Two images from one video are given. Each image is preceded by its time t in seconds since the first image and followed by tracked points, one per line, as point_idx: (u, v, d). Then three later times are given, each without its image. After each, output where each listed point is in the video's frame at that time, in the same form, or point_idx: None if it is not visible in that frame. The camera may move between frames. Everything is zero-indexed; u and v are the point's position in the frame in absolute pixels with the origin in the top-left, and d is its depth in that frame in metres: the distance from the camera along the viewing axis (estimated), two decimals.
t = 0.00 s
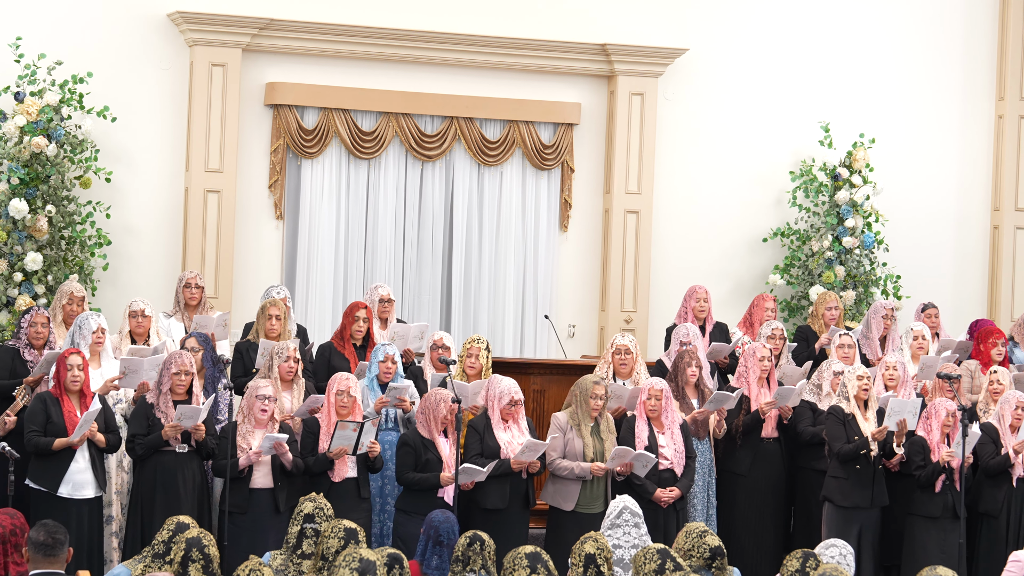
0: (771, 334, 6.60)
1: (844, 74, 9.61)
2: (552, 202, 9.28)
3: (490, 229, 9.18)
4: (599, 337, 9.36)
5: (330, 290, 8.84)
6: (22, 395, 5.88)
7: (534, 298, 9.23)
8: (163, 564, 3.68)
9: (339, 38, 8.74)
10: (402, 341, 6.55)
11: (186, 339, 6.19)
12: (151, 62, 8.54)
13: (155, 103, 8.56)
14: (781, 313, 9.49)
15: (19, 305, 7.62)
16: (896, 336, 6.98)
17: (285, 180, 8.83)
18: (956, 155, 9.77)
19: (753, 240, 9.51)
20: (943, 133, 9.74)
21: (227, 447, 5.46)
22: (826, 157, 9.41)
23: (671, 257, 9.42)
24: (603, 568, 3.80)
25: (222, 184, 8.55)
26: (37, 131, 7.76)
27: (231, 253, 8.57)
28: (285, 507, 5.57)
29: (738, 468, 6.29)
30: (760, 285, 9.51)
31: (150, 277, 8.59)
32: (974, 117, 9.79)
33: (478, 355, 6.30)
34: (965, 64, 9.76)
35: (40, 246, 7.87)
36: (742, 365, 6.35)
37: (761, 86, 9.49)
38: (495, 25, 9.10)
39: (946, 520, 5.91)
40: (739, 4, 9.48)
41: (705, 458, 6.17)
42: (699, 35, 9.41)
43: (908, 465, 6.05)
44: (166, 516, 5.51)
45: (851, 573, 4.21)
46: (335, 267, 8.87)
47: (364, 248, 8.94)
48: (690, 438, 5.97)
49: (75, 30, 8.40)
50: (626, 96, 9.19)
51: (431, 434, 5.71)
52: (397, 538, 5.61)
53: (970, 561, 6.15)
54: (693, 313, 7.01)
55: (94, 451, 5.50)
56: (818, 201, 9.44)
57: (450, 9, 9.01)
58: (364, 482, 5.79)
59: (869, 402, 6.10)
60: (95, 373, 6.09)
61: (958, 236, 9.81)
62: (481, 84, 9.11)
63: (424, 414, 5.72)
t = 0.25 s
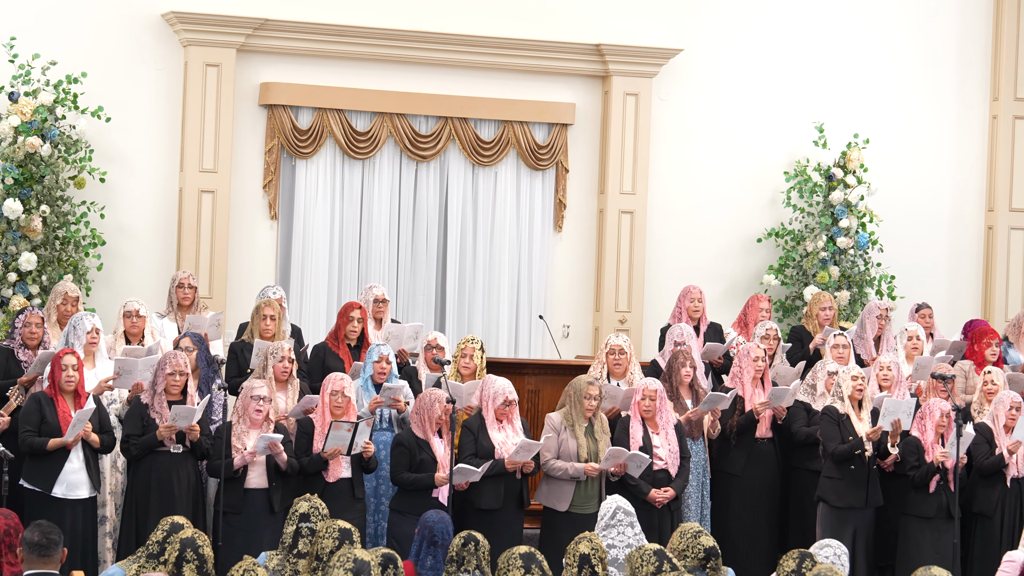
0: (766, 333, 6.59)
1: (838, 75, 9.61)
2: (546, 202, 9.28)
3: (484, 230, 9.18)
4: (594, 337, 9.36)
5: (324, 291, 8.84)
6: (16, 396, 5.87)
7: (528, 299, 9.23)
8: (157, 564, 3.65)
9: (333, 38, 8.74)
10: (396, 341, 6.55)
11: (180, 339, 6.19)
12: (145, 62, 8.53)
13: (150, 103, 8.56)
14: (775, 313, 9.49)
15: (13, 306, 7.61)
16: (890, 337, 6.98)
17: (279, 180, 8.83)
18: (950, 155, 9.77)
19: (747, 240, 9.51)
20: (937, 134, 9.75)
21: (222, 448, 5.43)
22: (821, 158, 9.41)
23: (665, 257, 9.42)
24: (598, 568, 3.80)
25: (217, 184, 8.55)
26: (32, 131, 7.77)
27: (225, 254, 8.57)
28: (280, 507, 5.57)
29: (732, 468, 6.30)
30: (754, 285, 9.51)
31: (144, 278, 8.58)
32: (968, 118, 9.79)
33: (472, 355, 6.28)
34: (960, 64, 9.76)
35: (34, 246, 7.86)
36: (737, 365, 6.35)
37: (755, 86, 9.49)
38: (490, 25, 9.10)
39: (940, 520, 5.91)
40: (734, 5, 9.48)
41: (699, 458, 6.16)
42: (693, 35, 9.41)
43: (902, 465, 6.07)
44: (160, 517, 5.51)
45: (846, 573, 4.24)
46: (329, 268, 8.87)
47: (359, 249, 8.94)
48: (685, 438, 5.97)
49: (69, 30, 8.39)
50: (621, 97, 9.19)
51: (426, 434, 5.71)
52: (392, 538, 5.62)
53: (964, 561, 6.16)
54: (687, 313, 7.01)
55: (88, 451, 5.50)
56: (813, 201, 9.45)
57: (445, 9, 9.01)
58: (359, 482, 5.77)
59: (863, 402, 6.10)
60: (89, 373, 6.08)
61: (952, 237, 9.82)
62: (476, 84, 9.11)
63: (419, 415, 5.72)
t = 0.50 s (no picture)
0: (759, 334, 6.62)
1: (833, 75, 9.61)
2: (541, 202, 9.28)
3: (478, 231, 9.18)
4: (588, 337, 9.36)
5: (319, 291, 8.83)
6: (11, 397, 5.87)
7: (522, 299, 9.23)
8: (151, 565, 3.66)
9: (327, 38, 8.74)
10: (391, 342, 6.55)
11: (174, 340, 6.19)
12: (139, 63, 8.53)
13: (144, 103, 8.56)
14: (770, 314, 9.49)
15: (7, 306, 7.60)
16: (884, 337, 6.98)
17: (274, 180, 8.83)
18: (945, 155, 9.78)
19: (742, 241, 9.52)
20: (932, 134, 9.75)
21: (216, 448, 5.43)
22: (815, 158, 9.41)
23: (659, 258, 9.43)
24: (592, 568, 3.80)
25: (211, 185, 8.55)
26: (26, 131, 7.77)
27: (219, 254, 8.57)
28: (275, 508, 5.57)
29: (726, 468, 6.28)
30: (749, 285, 9.51)
31: (138, 278, 8.58)
32: (962, 118, 9.80)
33: (466, 356, 6.29)
34: (954, 64, 9.76)
35: (28, 247, 7.85)
36: (731, 365, 6.36)
37: (749, 87, 9.49)
38: (485, 25, 9.10)
39: (934, 520, 5.91)
40: (728, 5, 9.48)
41: (694, 458, 6.18)
42: (688, 36, 9.42)
43: (897, 465, 6.06)
44: (155, 517, 5.51)
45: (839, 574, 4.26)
46: (324, 268, 8.86)
47: (353, 250, 8.94)
48: (679, 439, 5.97)
49: (63, 30, 8.39)
50: (615, 97, 9.19)
51: (421, 435, 5.70)
52: (386, 538, 5.61)
53: (958, 561, 6.16)
54: (681, 313, 7.01)
55: (83, 452, 5.50)
56: (807, 201, 9.45)
57: (439, 9, 9.02)
58: (353, 483, 5.78)
59: (858, 402, 6.09)
60: (83, 373, 6.08)
61: (946, 237, 9.82)
62: (470, 85, 9.11)
63: (413, 415, 5.71)
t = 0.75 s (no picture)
0: (753, 334, 6.60)
1: (827, 76, 9.61)
2: (535, 202, 9.28)
3: (473, 231, 9.18)
4: (582, 338, 9.37)
5: (313, 292, 8.84)
6: (5, 397, 5.87)
7: (517, 300, 9.23)
8: (145, 565, 3.67)
9: (321, 39, 8.74)
10: (385, 342, 6.55)
11: (169, 340, 6.19)
12: (134, 63, 8.53)
13: (138, 104, 8.56)
14: (764, 314, 9.50)
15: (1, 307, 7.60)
16: (879, 337, 6.98)
17: (268, 181, 8.83)
18: (939, 156, 9.78)
19: (736, 241, 9.52)
20: (926, 134, 9.76)
21: (210, 449, 5.43)
22: (809, 158, 9.41)
23: (654, 258, 9.43)
24: (587, 568, 3.80)
25: (205, 185, 8.55)
26: (20, 132, 7.76)
27: (214, 255, 8.56)
28: (269, 508, 5.57)
29: (721, 468, 6.28)
30: (743, 285, 9.52)
31: (133, 278, 8.58)
32: (956, 118, 9.80)
33: (460, 356, 6.29)
34: (948, 65, 9.77)
35: (22, 247, 7.85)
36: (726, 366, 6.35)
37: (744, 87, 9.50)
38: (479, 26, 9.10)
39: (929, 521, 5.91)
40: (723, 5, 9.48)
41: (687, 458, 6.16)
42: (682, 36, 9.42)
43: (891, 465, 6.05)
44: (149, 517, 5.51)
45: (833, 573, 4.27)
46: (318, 269, 8.86)
47: (347, 250, 8.94)
48: (673, 439, 5.97)
49: (57, 30, 8.38)
50: (610, 97, 9.19)
51: (414, 435, 5.70)
52: (380, 539, 5.61)
53: (953, 561, 6.17)
54: (676, 313, 7.01)
55: (77, 453, 5.50)
56: (801, 201, 9.45)
57: (434, 10, 9.01)
58: (347, 483, 5.75)
59: (852, 403, 6.09)
60: (78, 374, 6.08)
61: (941, 237, 9.83)
62: (465, 85, 9.11)
63: (407, 415, 5.70)
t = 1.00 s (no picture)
0: (747, 334, 6.62)
1: (821, 76, 9.62)
2: (530, 202, 9.28)
3: (468, 232, 9.18)
4: (577, 338, 9.37)
5: (308, 292, 8.83)
6: None
7: (511, 300, 9.23)
8: (140, 566, 3.63)
9: (316, 39, 8.74)
10: (380, 342, 6.55)
11: (163, 341, 6.18)
12: (128, 63, 8.52)
13: (133, 104, 8.56)
14: (758, 314, 9.50)
15: None
16: (873, 337, 6.99)
17: (263, 181, 8.82)
18: (933, 156, 9.79)
19: (730, 241, 9.53)
20: (920, 135, 9.76)
21: (205, 449, 5.42)
22: (803, 158, 9.41)
23: (649, 259, 9.43)
24: (581, 568, 3.81)
25: (200, 186, 8.54)
26: (14, 132, 7.76)
27: (208, 256, 8.56)
28: (264, 509, 5.57)
29: (715, 468, 6.29)
30: (737, 285, 9.53)
31: (127, 279, 8.58)
32: (951, 118, 9.81)
33: (455, 356, 6.30)
34: (942, 65, 9.78)
35: (16, 248, 7.85)
36: (720, 366, 6.35)
37: (738, 87, 9.50)
38: (474, 26, 9.10)
39: (923, 521, 5.91)
40: (717, 5, 9.48)
41: (682, 458, 6.18)
42: (677, 36, 9.42)
43: (885, 466, 6.05)
44: (143, 518, 5.51)
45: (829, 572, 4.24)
46: (312, 269, 8.86)
47: (342, 251, 8.94)
48: (668, 439, 5.97)
49: (52, 31, 8.38)
50: (604, 97, 9.19)
51: (408, 436, 5.69)
52: (375, 539, 5.60)
53: (947, 561, 6.17)
54: (670, 314, 7.02)
55: (72, 453, 5.49)
56: (796, 201, 9.46)
57: (428, 10, 9.02)
58: (342, 484, 5.78)
59: (846, 403, 6.10)
60: (73, 375, 6.07)
61: (935, 238, 9.83)
62: (460, 85, 9.11)
63: (401, 415, 5.69)
